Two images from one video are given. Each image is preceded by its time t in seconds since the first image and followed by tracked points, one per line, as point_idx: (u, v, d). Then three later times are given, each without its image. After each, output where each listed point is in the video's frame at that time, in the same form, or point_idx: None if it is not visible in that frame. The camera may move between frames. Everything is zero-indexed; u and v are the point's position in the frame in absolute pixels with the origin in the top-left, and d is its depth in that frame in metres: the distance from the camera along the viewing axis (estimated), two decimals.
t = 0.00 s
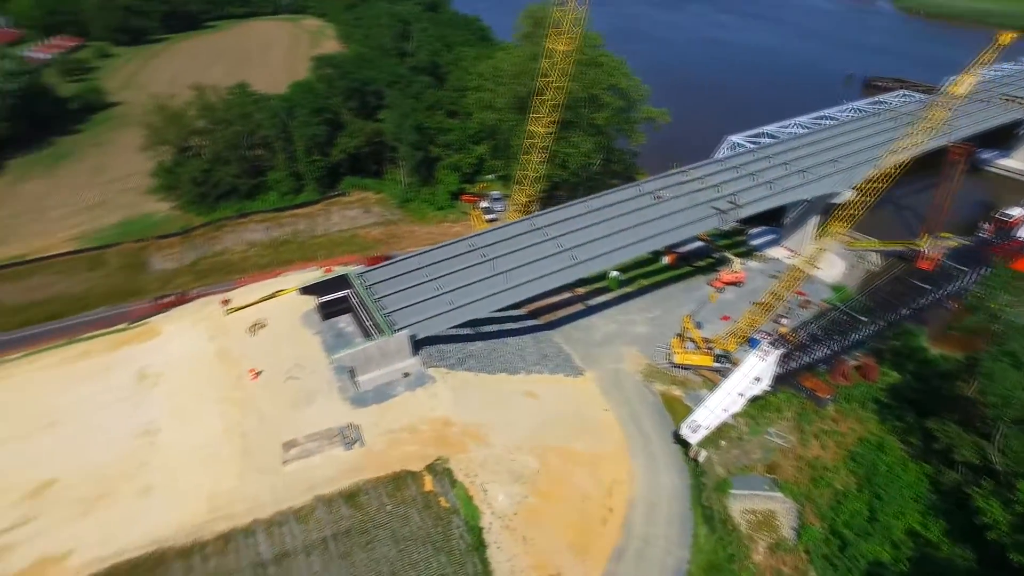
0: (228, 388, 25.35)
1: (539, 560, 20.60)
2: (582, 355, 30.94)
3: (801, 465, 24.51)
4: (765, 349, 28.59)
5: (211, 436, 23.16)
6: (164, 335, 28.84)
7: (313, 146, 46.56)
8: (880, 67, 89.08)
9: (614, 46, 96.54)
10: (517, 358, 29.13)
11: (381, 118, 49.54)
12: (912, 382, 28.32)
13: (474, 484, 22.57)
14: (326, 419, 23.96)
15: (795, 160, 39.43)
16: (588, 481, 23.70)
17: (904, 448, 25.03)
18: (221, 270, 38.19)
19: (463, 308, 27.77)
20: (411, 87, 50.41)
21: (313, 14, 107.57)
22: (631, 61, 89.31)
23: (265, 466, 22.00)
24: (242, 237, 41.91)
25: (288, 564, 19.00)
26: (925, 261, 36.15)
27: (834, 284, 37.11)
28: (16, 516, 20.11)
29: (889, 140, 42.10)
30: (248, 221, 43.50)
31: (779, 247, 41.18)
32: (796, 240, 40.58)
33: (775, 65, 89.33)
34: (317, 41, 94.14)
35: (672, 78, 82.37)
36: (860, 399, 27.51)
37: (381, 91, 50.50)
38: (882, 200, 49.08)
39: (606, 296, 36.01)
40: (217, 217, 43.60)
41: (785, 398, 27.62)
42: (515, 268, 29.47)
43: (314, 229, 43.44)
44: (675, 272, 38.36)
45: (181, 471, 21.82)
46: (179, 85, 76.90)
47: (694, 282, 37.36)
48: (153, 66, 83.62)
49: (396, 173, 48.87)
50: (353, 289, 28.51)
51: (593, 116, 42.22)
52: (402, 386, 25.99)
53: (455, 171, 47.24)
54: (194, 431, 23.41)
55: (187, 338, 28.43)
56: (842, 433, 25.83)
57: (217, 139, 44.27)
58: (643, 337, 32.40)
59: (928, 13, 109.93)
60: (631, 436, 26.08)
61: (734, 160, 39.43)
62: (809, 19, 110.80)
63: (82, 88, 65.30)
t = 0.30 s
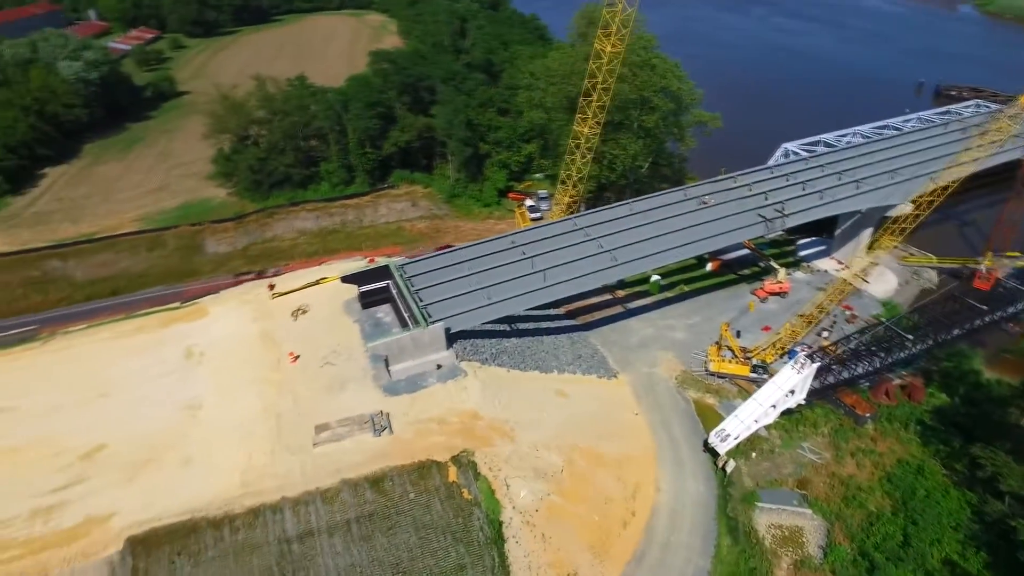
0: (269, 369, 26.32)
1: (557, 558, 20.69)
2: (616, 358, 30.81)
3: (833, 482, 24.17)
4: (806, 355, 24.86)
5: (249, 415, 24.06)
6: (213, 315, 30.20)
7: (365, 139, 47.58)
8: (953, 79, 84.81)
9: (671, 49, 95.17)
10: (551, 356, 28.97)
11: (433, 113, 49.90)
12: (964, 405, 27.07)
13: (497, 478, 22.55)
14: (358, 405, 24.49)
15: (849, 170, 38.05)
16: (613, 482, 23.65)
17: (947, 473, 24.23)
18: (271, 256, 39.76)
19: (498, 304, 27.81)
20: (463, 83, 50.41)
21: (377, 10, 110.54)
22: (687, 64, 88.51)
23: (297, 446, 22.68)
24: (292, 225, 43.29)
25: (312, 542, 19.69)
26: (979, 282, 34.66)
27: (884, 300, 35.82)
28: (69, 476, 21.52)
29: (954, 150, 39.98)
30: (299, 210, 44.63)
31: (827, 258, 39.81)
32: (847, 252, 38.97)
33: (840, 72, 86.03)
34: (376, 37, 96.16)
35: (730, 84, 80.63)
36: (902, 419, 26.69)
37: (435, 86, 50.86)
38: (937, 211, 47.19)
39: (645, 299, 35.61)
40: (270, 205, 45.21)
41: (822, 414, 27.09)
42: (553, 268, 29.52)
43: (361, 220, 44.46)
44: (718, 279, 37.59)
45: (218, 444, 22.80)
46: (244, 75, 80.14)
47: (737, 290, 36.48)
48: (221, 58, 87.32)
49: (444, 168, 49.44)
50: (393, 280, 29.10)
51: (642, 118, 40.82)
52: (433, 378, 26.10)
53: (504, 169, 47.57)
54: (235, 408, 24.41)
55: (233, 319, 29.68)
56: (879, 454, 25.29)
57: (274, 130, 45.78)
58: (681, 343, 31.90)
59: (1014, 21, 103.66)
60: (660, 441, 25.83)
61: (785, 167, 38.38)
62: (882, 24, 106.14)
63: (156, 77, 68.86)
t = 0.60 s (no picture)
0: (280, 361, 26.86)
1: (555, 555, 20.84)
2: (625, 359, 30.82)
3: (838, 489, 24.14)
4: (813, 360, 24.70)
5: (259, 405, 24.59)
6: (229, 306, 30.90)
7: (384, 135, 47.66)
8: (987, 84, 82.64)
9: (695, 51, 94.25)
10: (559, 355, 29.05)
11: (452, 112, 49.54)
12: (978, 416, 26.68)
13: (498, 474, 22.72)
14: (365, 398, 24.83)
15: (868, 175, 37.45)
16: (615, 482, 23.72)
17: (956, 485, 23.97)
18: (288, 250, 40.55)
19: (507, 302, 27.96)
20: (483, 82, 50.14)
21: (403, 9, 111.50)
22: (710, 65, 87.90)
23: (304, 436, 23.12)
24: (310, 220, 43.97)
25: (315, 531, 20.13)
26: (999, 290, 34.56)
27: (901, 308, 35.39)
28: (86, 458, 22.31)
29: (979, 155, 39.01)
30: (318, 204, 45.10)
31: (844, 263, 39.26)
32: (864, 258, 38.63)
33: (870, 75, 84.25)
34: (401, 36, 96.70)
35: (754, 88, 79.64)
36: (913, 428, 26.41)
37: (454, 85, 50.17)
38: (959, 218, 46.32)
39: (658, 301, 35.48)
40: (289, 199, 45.99)
41: (831, 420, 26.90)
42: (563, 268, 29.58)
43: (378, 216, 44.92)
44: (732, 282, 37.26)
45: (228, 433, 23.39)
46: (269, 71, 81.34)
47: (751, 294, 36.16)
48: (248, 54, 88.80)
49: (462, 166, 49.42)
50: (405, 276, 29.42)
51: (659, 120, 39.99)
52: (441, 374, 26.23)
53: (521, 168, 47.87)
54: (246, 398, 24.99)
55: (247, 311, 30.36)
56: (888, 463, 25.11)
57: (294, 126, 46.00)
58: (691, 346, 31.77)
59: None
60: (666, 443, 25.81)
61: (802, 171, 37.98)
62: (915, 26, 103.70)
63: (184, 73, 70.35)
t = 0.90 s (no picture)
0: (280, 356, 27.18)
1: (546, 552, 21.01)
2: (624, 359, 30.87)
3: (833, 491, 24.16)
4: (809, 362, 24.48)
5: (257, 399, 24.93)
6: (231, 302, 31.30)
7: (390, 132, 47.15)
8: (1001, 87, 81.59)
9: (705, 51, 94.03)
10: (557, 354, 29.14)
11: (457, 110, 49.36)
12: (978, 421, 26.50)
13: (491, 471, 22.67)
14: (362, 394, 25.02)
15: (873, 176, 37.25)
16: (609, 481, 23.83)
17: (952, 489, 23.93)
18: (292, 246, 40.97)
19: (506, 300, 28.11)
20: (488, 81, 50.82)
21: (416, 9, 112.10)
22: (719, 66, 87.77)
23: (301, 430, 23.41)
24: (316, 217, 44.27)
25: (308, 524, 20.46)
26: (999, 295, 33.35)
27: (904, 311, 35.26)
28: (87, 448, 22.77)
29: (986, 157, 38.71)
30: (323, 202, 45.21)
31: (847, 266, 39.12)
32: (868, 262, 38.54)
33: (882, 77, 83.41)
34: (411, 35, 97.00)
35: (763, 90, 79.30)
36: (911, 432, 26.33)
37: (460, 84, 50.38)
38: (967, 222, 45.98)
39: (658, 301, 35.50)
40: (294, 196, 46.43)
41: (828, 423, 26.90)
42: (562, 267, 29.67)
43: (383, 213, 45.09)
44: (734, 284, 37.13)
45: (227, 425, 23.76)
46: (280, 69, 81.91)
47: (752, 296, 36.07)
48: (260, 52, 89.58)
49: (467, 165, 49.30)
50: (405, 274, 29.67)
51: (663, 121, 39.62)
52: (437, 371, 26.16)
53: (527, 167, 47.50)
54: (245, 392, 25.36)
55: (249, 306, 30.76)
56: (884, 466, 25.13)
57: (301, 124, 46.32)
58: (691, 347, 31.78)
59: None
60: (661, 443, 25.90)
61: (805, 172, 37.84)
62: (930, 27, 102.43)
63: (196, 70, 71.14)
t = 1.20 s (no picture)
0: (275, 352, 27.47)
1: (534, 549, 21.15)
2: (618, 358, 30.97)
3: (824, 492, 24.20)
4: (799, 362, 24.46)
5: (252, 394, 25.22)
6: (230, 298, 31.64)
7: (391, 131, 47.29)
8: (1009, 88, 80.99)
9: (710, 51, 93.90)
10: (552, 353, 29.28)
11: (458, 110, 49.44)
12: (972, 423, 26.46)
13: (481, 468, 22.88)
14: (355, 390, 25.25)
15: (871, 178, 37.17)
16: (599, 479, 23.97)
17: (943, 491, 23.94)
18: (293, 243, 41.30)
19: (500, 298, 28.26)
20: (489, 81, 49.88)
21: (421, 8, 112.40)
22: (723, 66, 87.62)
23: (294, 425, 23.67)
24: (316, 215, 44.49)
25: (298, 518, 20.70)
26: (993, 297, 32.17)
27: (901, 313, 35.19)
28: (84, 441, 23.13)
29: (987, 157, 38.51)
30: (324, 200, 45.38)
31: (846, 267, 39.02)
32: (867, 263, 38.43)
33: (888, 78, 82.94)
34: (417, 34, 97.22)
35: (767, 90, 79.11)
36: (903, 434, 26.34)
37: (462, 83, 50.15)
38: (970, 225, 45.79)
39: (655, 301, 35.57)
40: (295, 194, 46.76)
41: (821, 424, 26.95)
42: (556, 266, 29.83)
43: (383, 211, 45.32)
44: (731, 284, 37.15)
45: (221, 420, 24.07)
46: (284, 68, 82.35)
47: (749, 296, 36.07)
48: (265, 51, 90.02)
49: (467, 165, 49.30)
50: (401, 272, 29.91)
51: (662, 120, 39.34)
52: (430, 367, 26.37)
53: (527, 166, 47.47)
54: (240, 387, 25.65)
55: (247, 303, 31.06)
56: (875, 468, 25.15)
57: (303, 122, 46.55)
58: (686, 347, 31.84)
59: None
60: (653, 442, 26.01)
61: (802, 173, 37.94)
62: (938, 28, 101.65)
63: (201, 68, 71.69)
